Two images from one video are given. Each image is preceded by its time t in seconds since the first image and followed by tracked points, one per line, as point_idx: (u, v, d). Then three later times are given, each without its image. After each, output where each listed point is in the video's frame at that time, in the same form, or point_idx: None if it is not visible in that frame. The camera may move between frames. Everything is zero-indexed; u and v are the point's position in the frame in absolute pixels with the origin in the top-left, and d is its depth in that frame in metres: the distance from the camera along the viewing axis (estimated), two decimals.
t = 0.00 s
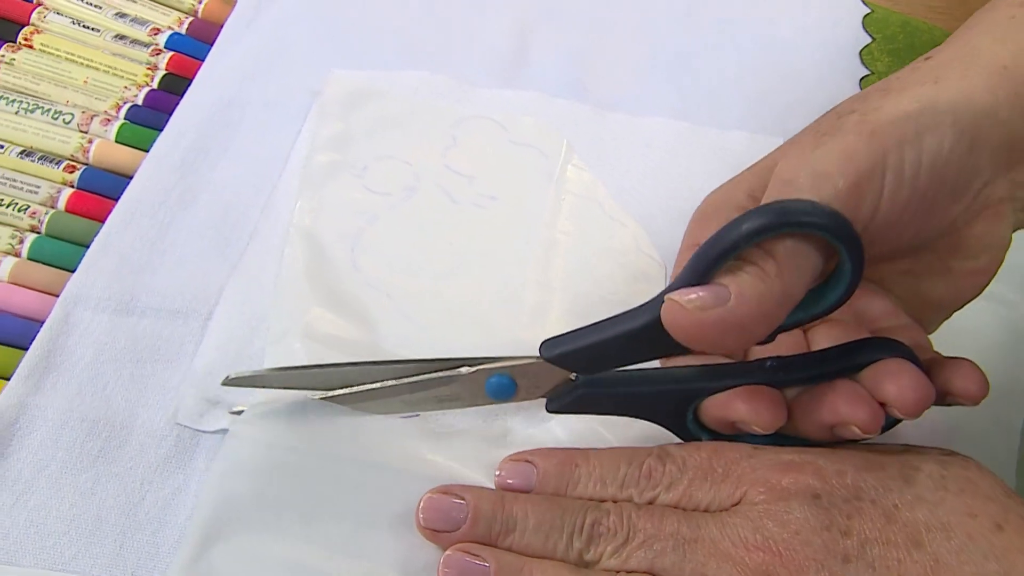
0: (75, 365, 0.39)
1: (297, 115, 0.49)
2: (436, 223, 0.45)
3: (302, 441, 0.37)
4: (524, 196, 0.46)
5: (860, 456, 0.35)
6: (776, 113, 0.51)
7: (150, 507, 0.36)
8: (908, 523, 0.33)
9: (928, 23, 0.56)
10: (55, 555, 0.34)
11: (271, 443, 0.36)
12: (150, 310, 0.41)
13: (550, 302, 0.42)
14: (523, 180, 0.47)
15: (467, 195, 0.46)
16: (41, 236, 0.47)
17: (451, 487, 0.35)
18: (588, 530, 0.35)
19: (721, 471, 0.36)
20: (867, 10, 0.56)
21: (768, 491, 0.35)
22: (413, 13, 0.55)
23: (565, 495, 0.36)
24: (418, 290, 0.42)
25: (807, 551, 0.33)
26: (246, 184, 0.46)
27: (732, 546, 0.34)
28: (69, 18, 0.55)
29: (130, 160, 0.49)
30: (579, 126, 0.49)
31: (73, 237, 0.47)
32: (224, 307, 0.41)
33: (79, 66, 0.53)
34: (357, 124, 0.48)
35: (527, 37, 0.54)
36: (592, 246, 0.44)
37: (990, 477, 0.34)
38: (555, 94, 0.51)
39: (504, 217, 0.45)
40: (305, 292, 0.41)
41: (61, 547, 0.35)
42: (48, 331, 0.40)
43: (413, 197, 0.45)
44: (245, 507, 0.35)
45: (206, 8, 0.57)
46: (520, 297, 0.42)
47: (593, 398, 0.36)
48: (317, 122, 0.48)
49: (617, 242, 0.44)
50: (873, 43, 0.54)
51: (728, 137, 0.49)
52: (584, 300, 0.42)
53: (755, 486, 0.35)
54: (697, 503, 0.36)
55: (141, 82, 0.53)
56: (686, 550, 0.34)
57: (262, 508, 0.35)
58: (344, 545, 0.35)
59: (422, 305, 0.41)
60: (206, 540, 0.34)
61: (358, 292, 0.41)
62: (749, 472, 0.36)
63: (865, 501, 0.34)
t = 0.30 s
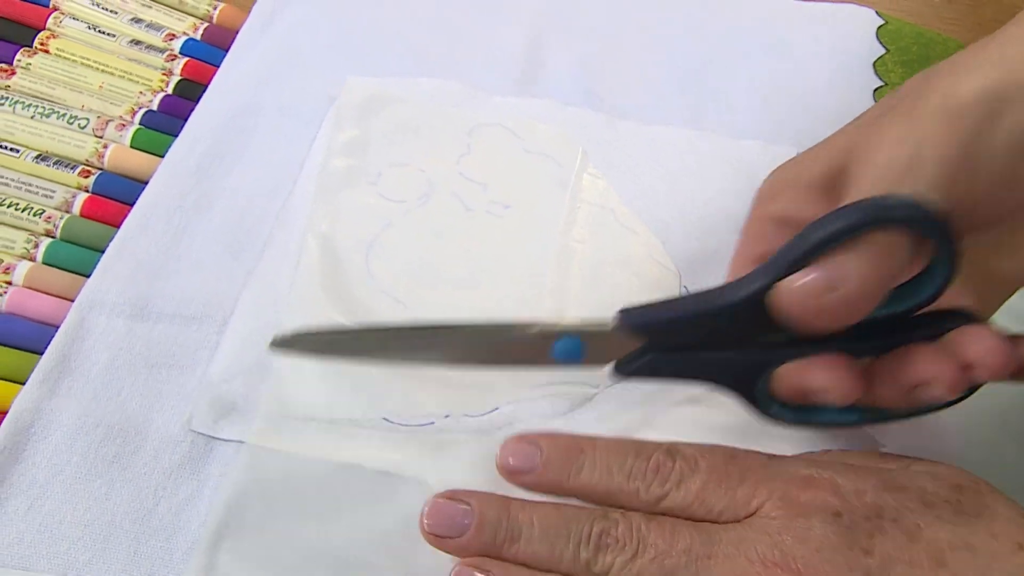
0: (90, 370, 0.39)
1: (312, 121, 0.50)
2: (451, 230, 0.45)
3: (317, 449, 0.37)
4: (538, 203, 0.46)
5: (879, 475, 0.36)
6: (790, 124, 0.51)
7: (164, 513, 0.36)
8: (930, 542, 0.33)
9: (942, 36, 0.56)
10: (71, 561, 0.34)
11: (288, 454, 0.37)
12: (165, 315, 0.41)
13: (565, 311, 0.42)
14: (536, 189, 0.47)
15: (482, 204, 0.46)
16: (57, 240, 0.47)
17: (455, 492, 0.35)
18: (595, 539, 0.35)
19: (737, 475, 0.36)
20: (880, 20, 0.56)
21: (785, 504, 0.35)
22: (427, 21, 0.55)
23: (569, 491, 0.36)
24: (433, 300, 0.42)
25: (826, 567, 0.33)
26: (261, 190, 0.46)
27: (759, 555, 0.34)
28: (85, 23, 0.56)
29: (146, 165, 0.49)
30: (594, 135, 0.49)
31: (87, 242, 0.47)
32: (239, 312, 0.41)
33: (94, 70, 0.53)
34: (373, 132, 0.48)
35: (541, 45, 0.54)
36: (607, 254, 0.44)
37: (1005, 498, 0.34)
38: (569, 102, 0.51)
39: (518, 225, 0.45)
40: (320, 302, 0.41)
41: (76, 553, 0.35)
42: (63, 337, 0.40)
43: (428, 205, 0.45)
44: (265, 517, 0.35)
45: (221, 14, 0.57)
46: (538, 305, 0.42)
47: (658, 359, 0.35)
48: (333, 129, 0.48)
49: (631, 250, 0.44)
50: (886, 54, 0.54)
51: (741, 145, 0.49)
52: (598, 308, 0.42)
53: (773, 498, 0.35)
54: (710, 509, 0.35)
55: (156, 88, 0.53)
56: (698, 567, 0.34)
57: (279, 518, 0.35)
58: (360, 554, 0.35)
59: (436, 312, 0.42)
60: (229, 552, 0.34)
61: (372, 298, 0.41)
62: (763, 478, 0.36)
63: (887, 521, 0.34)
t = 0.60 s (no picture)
0: (93, 375, 0.40)
1: (317, 124, 0.49)
2: (454, 234, 0.45)
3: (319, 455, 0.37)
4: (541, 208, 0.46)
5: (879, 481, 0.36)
6: (794, 127, 0.51)
7: (167, 518, 0.36)
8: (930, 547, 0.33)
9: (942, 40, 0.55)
10: (74, 565, 0.34)
11: (291, 459, 0.37)
12: (168, 320, 0.41)
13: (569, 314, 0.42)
14: (540, 193, 0.47)
15: (485, 209, 0.46)
16: (59, 244, 0.47)
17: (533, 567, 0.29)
18: (755, 526, 0.29)
19: (856, 471, 0.30)
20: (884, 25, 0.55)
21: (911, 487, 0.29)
22: (432, 26, 0.55)
23: (677, 497, 0.30)
24: (436, 303, 0.42)
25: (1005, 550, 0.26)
26: (264, 194, 0.46)
27: (976, 556, 0.26)
28: (88, 27, 0.56)
29: (149, 170, 0.49)
30: (598, 138, 0.49)
31: (90, 246, 0.47)
32: (242, 317, 0.41)
33: (97, 75, 0.53)
34: (377, 136, 0.48)
35: (546, 49, 0.54)
36: (610, 259, 0.44)
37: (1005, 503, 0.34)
38: (572, 107, 0.51)
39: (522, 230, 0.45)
40: (322, 306, 0.41)
41: (79, 557, 0.35)
42: (66, 342, 0.40)
43: (431, 209, 0.46)
44: (268, 523, 0.35)
45: (224, 19, 0.57)
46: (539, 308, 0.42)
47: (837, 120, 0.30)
48: (337, 132, 0.48)
49: (634, 254, 0.44)
50: (889, 58, 0.54)
51: (745, 147, 0.49)
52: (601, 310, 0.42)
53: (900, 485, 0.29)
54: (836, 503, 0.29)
55: (159, 92, 0.53)
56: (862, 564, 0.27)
57: (282, 523, 0.35)
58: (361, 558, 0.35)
59: (438, 315, 0.41)
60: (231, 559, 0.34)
61: (375, 303, 0.42)
62: (912, 465, 0.30)
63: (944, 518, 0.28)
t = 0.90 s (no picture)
0: (90, 377, 0.39)
1: (314, 127, 0.50)
2: (451, 234, 0.45)
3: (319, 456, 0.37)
4: (537, 209, 0.46)
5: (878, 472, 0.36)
6: (789, 126, 0.51)
7: (165, 519, 0.36)
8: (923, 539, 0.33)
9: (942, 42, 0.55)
10: (72, 567, 0.34)
11: (289, 459, 0.37)
12: (165, 323, 0.41)
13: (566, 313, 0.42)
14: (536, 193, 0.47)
15: (481, 209, 0.46)
16: (56, 248, 0.47)
17: None
18: None
19: None
20: (879, 25, 0.55)
21: None
22: (428, 27, 0.55)
23: None
24: (434, 304, 0.42)
25: None
26: (260, 195, 0.46)
27: None
28: (84, 31, 0.56)
29: (145, 173, 0.49)
30: (594, 138, 0.49)
31: (88, 249, 0.47)
32: (239, 319, 0.41)
33: (94, 78, 0.53)
34: (374, 138, 0.48)
35: (542, 50, 0.54)
36: (607, 258, 0.44)
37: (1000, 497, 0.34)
38: (569, 107, 0.51)
39: (519, 231, 0.45)
40: (319, 307, 0.41)
41: (77, 559, 0.35)
42: (63, 345, 0.40)
43: (427, 210, 0.46)
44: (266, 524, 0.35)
45: (220, 21, 0.57)
46: (536, 308, 0.42)
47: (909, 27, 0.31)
48: (333, 133, 0.48)
49: (630, 253, 0.44)
50: (885, 58, 0.54)
51: (741, 147, 0.49)
52: (598, 310, 0.42)
53: None
54: None
55: (155, 95, 0.53)
56: None
57: (281, 526, 0.35)
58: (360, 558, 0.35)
59: (435, 316, 0.41)
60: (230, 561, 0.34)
61: (372, 304, 0.42)
62: None
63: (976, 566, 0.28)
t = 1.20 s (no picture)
0: (88, 377, 0.40)
1: (312, 126, 0.49)
2: (448, 233, 0.45)
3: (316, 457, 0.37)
4: (533, 208, 0.46)
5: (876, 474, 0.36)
6: (787, 124, 0.50)
7: (164, 519, 0.36)
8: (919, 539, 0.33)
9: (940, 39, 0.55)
10: (71, 567, 0.34)
11: (285, 460, 0.37)
12: (163, 323, 0.41)
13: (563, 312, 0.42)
14: (533, 192, 0.47)
15: (479, 209, 0.46)
16: (54, 248, 0.47)
17: None
18: None
19: None
20: (877, 22, 0.55)
21: None
22: (427, 26, 0.55)
23: None
24: (431, 303, 0.42)
25: None
26: (258, 195, 0.46)
27: None
28: (81, 31, 0.56)
29: (142, 173, 0.49)
30: (592, 136, 0.49)
31: (86, 250, 0.47)
32: (237, 319, 0.41)
33: (91, 78, 0.53)
34: (372, 137, 0.48)
35: (540, 48, 0.54)
36: (605, 256, 0.44)
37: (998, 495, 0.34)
38: (566, 106, 0.51)
39: (517, 231, 0.45)
40: (315, 307, 0.41)
41: (75, 559, 0.35)
42: (61, 345, 0.40)
43: (424, 210, 0.45)
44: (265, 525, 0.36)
45: (217, 21, 0.57)
46: (533, 307, 0.42)
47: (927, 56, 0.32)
48: (331, 132, 0.48)
49: (627, 251, 0.44)
50: (882, 56, 0.53)
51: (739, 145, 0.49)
52: (595, 307, 0.42)
53: None
54: None
55: (152, 96, 0.53)
56: None
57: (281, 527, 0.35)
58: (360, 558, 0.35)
59: (431, 316, 0.41)
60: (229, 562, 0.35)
61: (370, 305, 0.42)
62: None
63: None
